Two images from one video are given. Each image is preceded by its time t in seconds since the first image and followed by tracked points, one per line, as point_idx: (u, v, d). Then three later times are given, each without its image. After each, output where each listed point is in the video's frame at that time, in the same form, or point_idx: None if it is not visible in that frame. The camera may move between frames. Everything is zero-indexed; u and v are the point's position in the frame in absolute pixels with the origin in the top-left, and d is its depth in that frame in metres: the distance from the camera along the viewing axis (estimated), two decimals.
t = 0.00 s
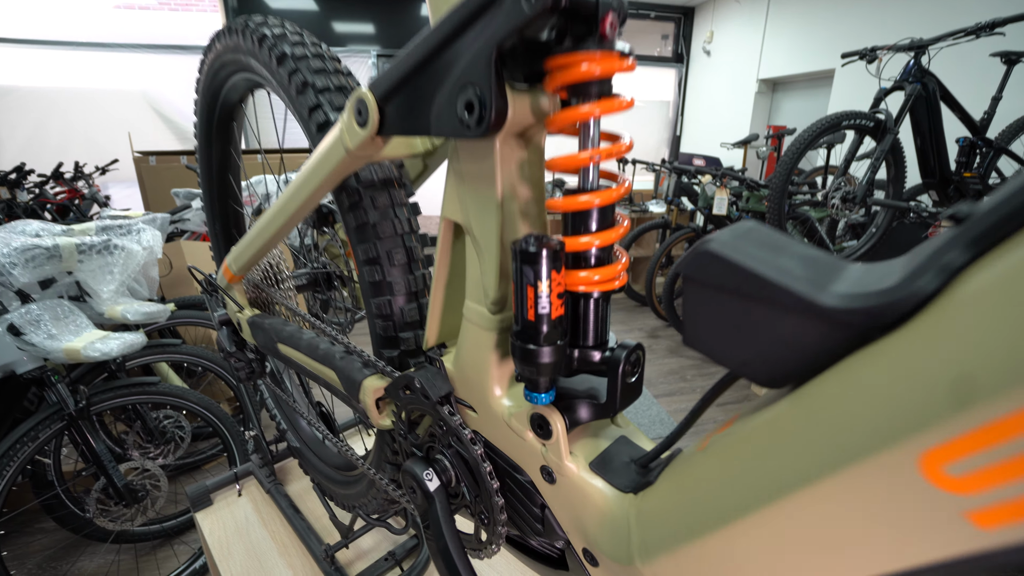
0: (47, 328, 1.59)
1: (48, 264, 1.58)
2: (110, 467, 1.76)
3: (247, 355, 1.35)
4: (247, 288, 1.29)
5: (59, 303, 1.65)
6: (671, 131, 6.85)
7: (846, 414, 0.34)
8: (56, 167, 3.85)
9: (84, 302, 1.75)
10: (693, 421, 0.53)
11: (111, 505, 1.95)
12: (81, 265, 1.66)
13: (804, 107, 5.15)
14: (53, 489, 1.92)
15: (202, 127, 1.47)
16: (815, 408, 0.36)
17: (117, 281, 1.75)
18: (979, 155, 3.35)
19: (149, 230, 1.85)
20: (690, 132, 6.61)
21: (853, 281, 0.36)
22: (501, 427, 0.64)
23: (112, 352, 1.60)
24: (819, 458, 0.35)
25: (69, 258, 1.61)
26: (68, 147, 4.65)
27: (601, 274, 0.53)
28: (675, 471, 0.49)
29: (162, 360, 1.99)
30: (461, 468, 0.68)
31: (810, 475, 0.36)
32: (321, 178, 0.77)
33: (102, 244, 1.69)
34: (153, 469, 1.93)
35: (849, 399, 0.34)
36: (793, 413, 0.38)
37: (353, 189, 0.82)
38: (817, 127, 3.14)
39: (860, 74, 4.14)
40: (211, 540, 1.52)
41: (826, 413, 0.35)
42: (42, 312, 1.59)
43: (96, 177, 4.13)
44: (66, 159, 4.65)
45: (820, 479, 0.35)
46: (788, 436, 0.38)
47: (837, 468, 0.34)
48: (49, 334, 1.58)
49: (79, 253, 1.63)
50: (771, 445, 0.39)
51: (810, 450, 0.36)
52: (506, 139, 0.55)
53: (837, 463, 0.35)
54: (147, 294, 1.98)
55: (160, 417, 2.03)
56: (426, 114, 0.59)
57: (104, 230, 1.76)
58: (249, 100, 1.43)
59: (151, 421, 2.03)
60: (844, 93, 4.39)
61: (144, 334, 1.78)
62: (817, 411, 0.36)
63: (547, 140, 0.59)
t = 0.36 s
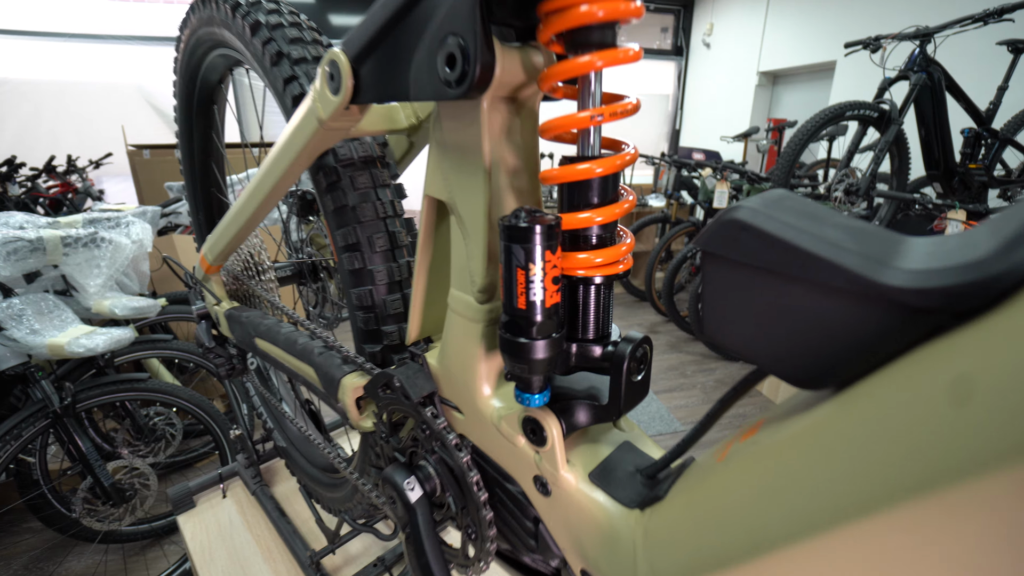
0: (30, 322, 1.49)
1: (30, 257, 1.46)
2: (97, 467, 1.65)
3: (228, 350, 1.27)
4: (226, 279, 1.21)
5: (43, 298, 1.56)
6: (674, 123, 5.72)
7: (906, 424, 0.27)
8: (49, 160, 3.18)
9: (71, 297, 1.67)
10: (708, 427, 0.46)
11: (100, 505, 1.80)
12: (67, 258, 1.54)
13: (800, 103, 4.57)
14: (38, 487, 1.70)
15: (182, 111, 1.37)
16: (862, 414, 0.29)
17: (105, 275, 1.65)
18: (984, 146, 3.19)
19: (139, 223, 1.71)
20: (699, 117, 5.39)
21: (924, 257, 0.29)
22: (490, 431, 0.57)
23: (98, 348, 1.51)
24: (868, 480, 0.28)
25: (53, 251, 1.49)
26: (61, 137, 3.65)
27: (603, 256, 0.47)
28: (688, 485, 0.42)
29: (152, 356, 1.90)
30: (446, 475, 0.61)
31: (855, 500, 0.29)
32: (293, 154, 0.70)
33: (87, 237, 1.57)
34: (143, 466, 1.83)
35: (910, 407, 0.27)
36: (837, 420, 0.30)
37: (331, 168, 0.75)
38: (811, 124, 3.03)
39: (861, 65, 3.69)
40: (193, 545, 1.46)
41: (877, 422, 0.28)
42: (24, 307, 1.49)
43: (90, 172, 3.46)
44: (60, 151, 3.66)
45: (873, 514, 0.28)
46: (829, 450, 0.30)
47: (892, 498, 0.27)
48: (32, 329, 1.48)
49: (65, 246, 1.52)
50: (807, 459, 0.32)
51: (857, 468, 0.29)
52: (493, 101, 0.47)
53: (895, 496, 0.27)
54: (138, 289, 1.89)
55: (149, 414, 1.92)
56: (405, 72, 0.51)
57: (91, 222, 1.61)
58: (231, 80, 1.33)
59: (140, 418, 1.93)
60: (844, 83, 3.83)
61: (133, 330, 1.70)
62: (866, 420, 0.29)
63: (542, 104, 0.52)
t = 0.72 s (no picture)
0: (11, 320, 1.34)
1: (13, 253, 1.30)
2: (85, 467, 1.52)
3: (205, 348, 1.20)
4: (200, 274, 1.14)
5: (27, 294, 1.41)
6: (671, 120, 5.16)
7: (984, 449, 0.21)
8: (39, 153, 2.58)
9: (57, 293, 1.50)
10: (714, 437, 0.40)
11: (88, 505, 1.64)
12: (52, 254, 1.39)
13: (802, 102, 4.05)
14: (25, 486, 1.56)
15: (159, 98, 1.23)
16: (921, 428, 0.24)
17: (93, 271, 1.50)
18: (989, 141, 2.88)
19: (129, 218, 1.55)
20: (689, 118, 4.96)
21: (995, 235, 0.23)
22: (468, 439, 0.51)
23: (83, 346, 1.40)
24: (936, 515, 0.23)
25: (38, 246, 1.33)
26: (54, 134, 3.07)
27: (593, 240, 0.41)
28: (689, 504, 0.37)
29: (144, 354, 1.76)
30: (421, 487, 0.55)
31: (915, 540, 0.23)
32: (257, 134, 0.64)
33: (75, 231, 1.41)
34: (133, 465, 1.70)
35: (989, 428, 0.21)
36: (887, 436, 0.25)
37: (300, 151, 0.69)
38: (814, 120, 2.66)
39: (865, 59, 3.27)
40: (173, 551, 1.38)
41: (943, 443, 0.23)
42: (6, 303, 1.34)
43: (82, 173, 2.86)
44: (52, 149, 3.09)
45: (946, 556, 0.22)
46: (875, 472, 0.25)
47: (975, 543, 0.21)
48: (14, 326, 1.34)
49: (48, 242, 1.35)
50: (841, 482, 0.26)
51: (915, 494, 0.23)
52: (466, 65, 0.41)
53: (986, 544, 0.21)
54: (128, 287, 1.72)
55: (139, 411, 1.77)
56: (368, 32, 0.45)
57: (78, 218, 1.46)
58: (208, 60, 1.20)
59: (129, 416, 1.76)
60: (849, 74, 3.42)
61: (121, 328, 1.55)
62: (927, 437, 0.23)
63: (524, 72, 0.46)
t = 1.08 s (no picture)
0: None
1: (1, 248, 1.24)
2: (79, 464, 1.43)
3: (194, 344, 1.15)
4: (186, 267, 1.11)
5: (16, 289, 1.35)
6: (672, 113, 5.04)
7: None
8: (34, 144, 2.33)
9: (48, 288, 1.44)
10: (731, 445, 0.36)
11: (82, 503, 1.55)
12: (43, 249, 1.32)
13: (804, 96, 3.87)
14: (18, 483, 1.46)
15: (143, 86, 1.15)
16: (987, 451, 0.20)
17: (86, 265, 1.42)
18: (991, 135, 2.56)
19: (122, 211, 1.48)
20: (689, 112, 4.85)
21: None
22: (462, 441, 0.47)
23: (76, 341, 1.35)
24: (1006, 554, 0.19)
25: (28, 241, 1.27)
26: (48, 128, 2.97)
27: (597, 227, 0.37)
28: (702, 519, 0.33)
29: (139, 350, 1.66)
30: (412, 492, 0.52)
31: None
32: (238, 116, 0.60)
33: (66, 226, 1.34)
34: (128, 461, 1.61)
35: None
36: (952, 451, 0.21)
37: (284, 135, 0.65)
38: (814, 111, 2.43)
39: (867, 52, 3.10)
40: (163, 550, 1.35)
41: None
42: None
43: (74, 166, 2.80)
44: (45, 143, 3.00)
45: None
46: (925, 500, 0.21)
47: None
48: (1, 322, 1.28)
49: (39, 236, 1.28)
50: (884, 508, 0.22)
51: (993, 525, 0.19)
52: (458, 34, 0.38)
53: None
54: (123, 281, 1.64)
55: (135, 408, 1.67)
56: None
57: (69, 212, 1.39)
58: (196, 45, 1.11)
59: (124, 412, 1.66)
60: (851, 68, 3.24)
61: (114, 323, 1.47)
62: (996, 456, 0.19)
63: (521, 46, 0.43)
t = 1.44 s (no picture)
0: None
1: None
2: (73, 460, 1.36)
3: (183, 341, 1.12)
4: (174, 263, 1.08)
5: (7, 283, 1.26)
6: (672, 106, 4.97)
7: None
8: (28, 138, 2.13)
9: (41, 283, 1.37)
10: (743, 459, 0.34)
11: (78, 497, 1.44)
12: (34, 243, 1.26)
13: (808, 88, 3.78)
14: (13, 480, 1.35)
15: (131, 73, 1.08)
16: None
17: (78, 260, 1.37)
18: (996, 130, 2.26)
19: (115, 205, 1.43)
20: (689, 105, 4.79)
21: None
22: (454, 450, 0.45)
23: (70, 335, 1.27)
24: None
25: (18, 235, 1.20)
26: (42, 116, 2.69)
27: (599, 222, 0.34)
28: (713, 542, 0.30)
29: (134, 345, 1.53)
30: (402, 502, 0.49)
31: None
32: (218, 103, 0.57)
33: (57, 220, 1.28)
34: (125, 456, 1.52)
35: None
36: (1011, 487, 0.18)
37: (269, 125, 0.62)
38: (815, 104, 2.32)
39: (871, 43, 3.01)
40: (156, 551, 1.23)
41: None
42: None
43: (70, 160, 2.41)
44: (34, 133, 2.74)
45: None
46: (985, 544, 0.18)
47: None
48: None
49: (31, 231, 1.23)
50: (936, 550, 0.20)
51: None
52: (448, 13, 0.35)
53: None
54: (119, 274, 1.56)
55: (132, 402, 1.56)
56: None
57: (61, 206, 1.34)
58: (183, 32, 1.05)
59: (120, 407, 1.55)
60: (855, 60, 3.15)
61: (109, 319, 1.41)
62: None
63: (516, 26, 0.40)
